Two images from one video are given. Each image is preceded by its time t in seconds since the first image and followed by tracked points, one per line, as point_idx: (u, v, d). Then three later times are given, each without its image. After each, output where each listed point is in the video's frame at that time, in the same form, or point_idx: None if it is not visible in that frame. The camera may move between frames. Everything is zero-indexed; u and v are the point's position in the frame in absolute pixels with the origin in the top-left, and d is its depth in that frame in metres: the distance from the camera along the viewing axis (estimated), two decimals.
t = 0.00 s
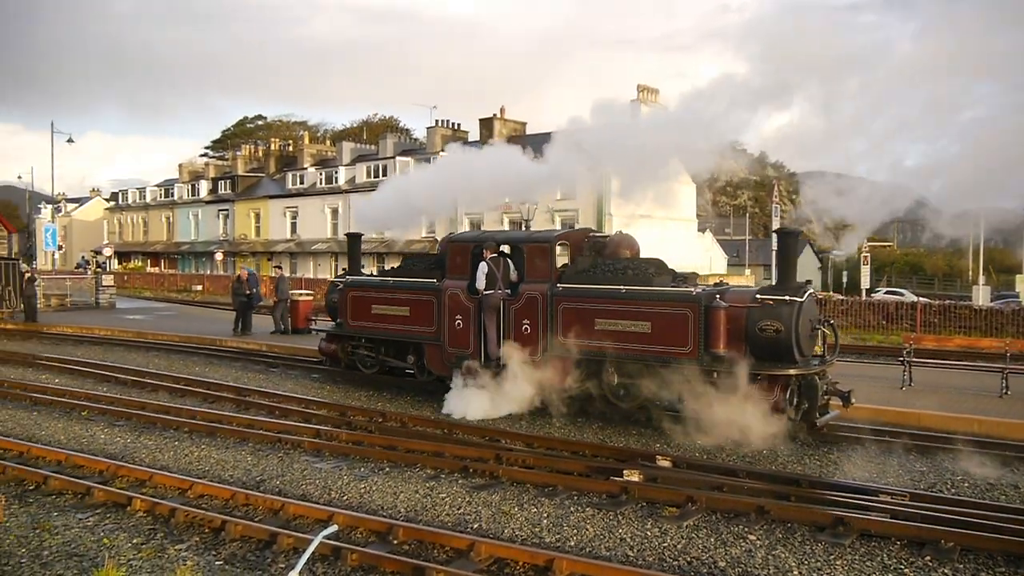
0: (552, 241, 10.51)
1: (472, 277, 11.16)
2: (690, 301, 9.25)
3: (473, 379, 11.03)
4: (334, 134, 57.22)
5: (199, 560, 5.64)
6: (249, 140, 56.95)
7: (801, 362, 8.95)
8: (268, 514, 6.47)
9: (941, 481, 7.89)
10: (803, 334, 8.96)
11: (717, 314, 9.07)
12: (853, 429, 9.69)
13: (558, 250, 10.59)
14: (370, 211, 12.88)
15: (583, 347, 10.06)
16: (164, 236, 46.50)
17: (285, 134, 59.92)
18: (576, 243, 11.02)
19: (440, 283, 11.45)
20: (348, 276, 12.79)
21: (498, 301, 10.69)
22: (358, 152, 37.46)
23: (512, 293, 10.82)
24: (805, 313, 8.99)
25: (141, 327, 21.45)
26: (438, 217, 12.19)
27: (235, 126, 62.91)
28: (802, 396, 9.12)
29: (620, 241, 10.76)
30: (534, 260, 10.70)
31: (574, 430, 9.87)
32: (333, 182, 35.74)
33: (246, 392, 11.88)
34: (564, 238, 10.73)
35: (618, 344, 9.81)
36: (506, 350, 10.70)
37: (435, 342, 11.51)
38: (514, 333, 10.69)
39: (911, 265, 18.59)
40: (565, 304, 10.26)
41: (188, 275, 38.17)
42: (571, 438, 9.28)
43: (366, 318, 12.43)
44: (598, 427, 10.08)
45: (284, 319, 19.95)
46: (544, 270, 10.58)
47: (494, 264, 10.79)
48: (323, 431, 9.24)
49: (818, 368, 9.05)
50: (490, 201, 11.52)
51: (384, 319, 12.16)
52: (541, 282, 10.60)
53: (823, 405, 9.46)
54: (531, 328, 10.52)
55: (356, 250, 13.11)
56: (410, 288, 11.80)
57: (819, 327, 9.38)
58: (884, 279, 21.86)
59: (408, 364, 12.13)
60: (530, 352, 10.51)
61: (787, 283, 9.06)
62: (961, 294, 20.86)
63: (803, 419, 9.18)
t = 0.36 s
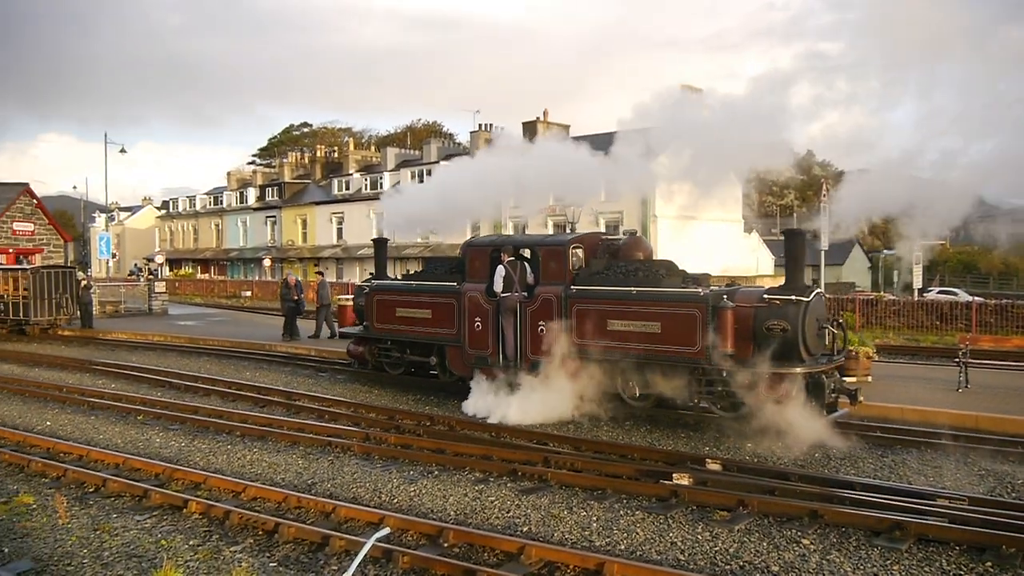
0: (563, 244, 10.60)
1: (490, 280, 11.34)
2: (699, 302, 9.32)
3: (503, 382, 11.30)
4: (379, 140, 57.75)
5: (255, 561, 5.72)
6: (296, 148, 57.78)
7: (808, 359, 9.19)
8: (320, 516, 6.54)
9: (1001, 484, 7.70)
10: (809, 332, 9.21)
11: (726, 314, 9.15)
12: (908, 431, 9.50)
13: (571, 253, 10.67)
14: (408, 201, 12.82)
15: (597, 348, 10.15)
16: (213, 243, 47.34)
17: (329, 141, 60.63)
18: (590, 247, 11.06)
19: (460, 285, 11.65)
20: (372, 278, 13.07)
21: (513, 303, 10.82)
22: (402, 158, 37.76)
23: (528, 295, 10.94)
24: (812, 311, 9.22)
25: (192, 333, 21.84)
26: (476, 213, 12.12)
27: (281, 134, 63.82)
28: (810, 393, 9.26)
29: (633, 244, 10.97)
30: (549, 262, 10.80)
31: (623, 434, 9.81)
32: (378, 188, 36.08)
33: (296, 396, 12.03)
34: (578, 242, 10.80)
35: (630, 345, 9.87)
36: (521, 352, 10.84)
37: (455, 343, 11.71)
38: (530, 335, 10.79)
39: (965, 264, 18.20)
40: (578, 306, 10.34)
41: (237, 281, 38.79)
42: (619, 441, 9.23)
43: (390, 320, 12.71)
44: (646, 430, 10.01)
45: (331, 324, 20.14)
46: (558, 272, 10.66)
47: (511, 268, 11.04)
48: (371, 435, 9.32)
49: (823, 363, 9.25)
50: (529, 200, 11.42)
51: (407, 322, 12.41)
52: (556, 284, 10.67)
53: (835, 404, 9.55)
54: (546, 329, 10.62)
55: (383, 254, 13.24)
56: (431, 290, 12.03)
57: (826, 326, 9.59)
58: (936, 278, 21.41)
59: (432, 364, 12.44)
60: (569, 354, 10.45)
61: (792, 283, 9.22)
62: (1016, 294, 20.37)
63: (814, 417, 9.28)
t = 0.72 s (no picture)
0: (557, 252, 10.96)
1: (489, 285, 11.76)
2: (685, 307, 9.74)
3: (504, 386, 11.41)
4: (401, 146, 57.94)
5: (281, 566, 5.75)
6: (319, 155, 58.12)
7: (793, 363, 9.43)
8: (346, 522, 6.57)
9: None
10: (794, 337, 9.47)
11: (712, 318, 9.53)
12: (936, 439, 9.40)
13: (566, 261, 11.02)
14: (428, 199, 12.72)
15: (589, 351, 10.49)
16: (237, 250, 47.70)
17: (352, 147, 60.93)
18: (585, 254, 11.39)
19: (461, 292, 12.07)
20: (379, 286, 13.59)
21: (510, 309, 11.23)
22: (425, 164, 37.86)
23: (524, 301, 11.30)
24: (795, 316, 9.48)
25: (217, 339, 22.00)
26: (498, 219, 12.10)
27: (304, 141, 64.23)
28: (795, 395, 9.47)
29: (626, 251, 11.22)
30: (544, 270, 11.18)
31: (647, 441, 9.79)
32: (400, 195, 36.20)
33: (321, 401, 12.10)
34: (573, 249, 11.12)
35: (621, 349, 10.23)
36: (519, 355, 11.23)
37: (456, 347, 12.16)
38: (525, 339, 11.15)
39: (994, 270, 17.97)
40: (573, 311, 10.68)
41: (261, 287, 39.02)
42: (643, 448, 9.21)
43: (394, 325, 13.20)
44: (671, 437, 9.97)
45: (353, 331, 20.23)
46: (553, 278, 11.04)
47: (509, 274, 11.41)
48: (396, 440, 9.35)
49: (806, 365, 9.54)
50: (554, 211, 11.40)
51: (410, 327, 12.88)
52: (550, 290, 11.04)
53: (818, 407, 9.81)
54: (541, 333, 10.97)
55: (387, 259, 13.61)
56: (435, 297, 12.48)
57: (813, 331, 9.85)
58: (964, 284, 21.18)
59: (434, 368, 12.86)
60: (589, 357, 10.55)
61: (779, 289, 9.62)
62: None
63: (796, 418, 9.50)
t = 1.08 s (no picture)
0: (559, 258, 11.18)
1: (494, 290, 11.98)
2: (681, 312, 9.73)
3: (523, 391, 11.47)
4: (430, 152, 58.18)
5: (313, 569, 5.79)
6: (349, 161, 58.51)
7: (789, 369, 9.43)
8: (376, 526, 6.60)
9: None
10: (789, 343, 9.40)
11: (706, 323, 9.48)
12: (972, 451, 9.26)
13: (568, 267, 11.24)
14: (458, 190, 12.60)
15: (589, 356, 10.64)
16: (267, 254, 48.14)
17: (381, 153, 61.28)
18: (588, 260, 11.57)
19: (468, 296, 12.33)
20: (393, 290, 13.91)
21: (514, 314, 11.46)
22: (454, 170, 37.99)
23: (528, 305, 11.53)
24: (789, 322, 9.43)
25: (248, 343, 22.20)
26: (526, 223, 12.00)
27: (334, 147, 64.72)
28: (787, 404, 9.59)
29: (627, 257, 11.64)
30: (547, 275, 11.40)
31: (676, 449, 9.70)
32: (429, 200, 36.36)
33: (351, 406, 12.16)
34: (575, 255, 11.33)
35: (618, 353, 10.34)
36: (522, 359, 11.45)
37: (463, 351, 12.41)
38: (529, 344, 11.37)
39: None
40: (574, 316, 10.86)
41: (290, 291, 39.33)
42: (674, 456, 9.16)
43: (405, 329, 13.49)
44: (702, 445, 9.89)
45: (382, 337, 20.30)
46: (556, 284, 11.23)
47: (513, 280, 11.60)
48: (426, 445, 9.38)
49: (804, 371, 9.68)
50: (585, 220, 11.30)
51: (420, 330, 13.17)
52: (553, 296, 11.24)
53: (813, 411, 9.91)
54: (544, 338, 11.17)
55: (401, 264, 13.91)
56: (444, 301, 12.77)
57: (807, 337, 9.81)
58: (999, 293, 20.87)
59: (443, 370, 13.12)
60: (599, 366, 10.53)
61: (775, 295, 9.52)
62: None
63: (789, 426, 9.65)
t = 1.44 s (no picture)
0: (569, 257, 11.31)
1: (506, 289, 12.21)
2: (684, 311, 9.76)
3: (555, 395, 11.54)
4: (464, 151, 58.30)
5: (351, 565, 5.83)
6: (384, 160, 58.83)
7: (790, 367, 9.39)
8: (412, 522, 6.64)
9: None
10: (792, 341, 9.41)
11: (710, 322, 9.50)
12: (1016, 455, 9.07)
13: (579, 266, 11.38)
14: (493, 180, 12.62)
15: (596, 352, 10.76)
16: (303, 252, 48.57)
17: (416, 152, 61.52)
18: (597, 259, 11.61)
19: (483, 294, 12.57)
20: (412, 288, 14.19)
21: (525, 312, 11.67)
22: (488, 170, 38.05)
23: (540, 303, 11.72)
24: (791, 321, 9.40)
25: (284, 340, 22.43)
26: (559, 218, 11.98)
27: (370, 146, 65.12)
28: (790, 400, 9.52)
29: (637, 257, 11.12)
30: (559, 274, 11.55)
31: (715, 450, 9.60)
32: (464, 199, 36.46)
33: (386, 403, 12.24)
34: (585, 254, 11.46)
35: (624, 350, 10.46)
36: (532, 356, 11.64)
37: (477, 348, 12.68)
38: (540, 341, 11.56)
39: None
40: (583, 314, 10.97)
41: (326, 289, 39.64)
42: (711, 456, 9.09)
43: (422, 327, 13.81)
44: (739, 446, 9.79)
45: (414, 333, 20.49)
46: (566, 282, 11.39)
47: (524, 278, 11.83)
48: (461, 443, 9.41)
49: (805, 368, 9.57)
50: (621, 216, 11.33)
51: (436, 328, 13.47)
52: (563, 294, 11.39)
53: (814, 409, 9.81)
54: (554, 335, 11.34)
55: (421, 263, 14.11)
56: (459, 299, 13.00)
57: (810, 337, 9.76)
58: None
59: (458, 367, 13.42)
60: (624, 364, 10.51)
61: (776, 294, 9.48)
62: None
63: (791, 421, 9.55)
